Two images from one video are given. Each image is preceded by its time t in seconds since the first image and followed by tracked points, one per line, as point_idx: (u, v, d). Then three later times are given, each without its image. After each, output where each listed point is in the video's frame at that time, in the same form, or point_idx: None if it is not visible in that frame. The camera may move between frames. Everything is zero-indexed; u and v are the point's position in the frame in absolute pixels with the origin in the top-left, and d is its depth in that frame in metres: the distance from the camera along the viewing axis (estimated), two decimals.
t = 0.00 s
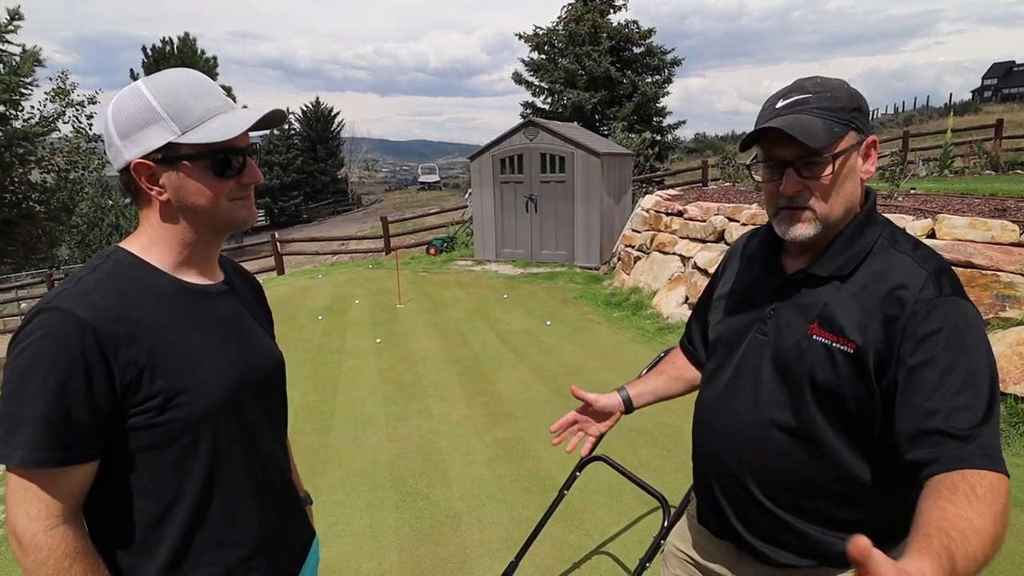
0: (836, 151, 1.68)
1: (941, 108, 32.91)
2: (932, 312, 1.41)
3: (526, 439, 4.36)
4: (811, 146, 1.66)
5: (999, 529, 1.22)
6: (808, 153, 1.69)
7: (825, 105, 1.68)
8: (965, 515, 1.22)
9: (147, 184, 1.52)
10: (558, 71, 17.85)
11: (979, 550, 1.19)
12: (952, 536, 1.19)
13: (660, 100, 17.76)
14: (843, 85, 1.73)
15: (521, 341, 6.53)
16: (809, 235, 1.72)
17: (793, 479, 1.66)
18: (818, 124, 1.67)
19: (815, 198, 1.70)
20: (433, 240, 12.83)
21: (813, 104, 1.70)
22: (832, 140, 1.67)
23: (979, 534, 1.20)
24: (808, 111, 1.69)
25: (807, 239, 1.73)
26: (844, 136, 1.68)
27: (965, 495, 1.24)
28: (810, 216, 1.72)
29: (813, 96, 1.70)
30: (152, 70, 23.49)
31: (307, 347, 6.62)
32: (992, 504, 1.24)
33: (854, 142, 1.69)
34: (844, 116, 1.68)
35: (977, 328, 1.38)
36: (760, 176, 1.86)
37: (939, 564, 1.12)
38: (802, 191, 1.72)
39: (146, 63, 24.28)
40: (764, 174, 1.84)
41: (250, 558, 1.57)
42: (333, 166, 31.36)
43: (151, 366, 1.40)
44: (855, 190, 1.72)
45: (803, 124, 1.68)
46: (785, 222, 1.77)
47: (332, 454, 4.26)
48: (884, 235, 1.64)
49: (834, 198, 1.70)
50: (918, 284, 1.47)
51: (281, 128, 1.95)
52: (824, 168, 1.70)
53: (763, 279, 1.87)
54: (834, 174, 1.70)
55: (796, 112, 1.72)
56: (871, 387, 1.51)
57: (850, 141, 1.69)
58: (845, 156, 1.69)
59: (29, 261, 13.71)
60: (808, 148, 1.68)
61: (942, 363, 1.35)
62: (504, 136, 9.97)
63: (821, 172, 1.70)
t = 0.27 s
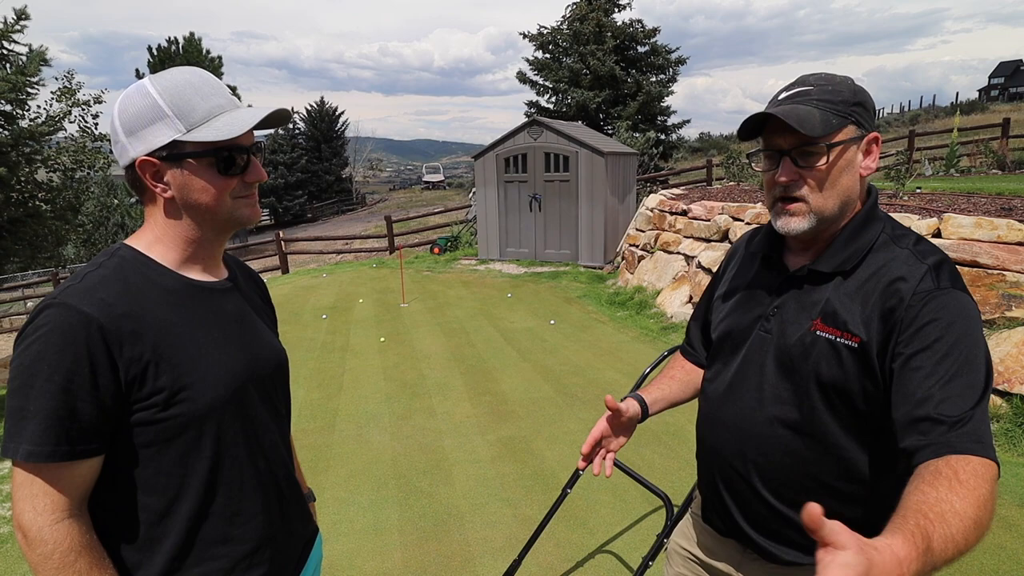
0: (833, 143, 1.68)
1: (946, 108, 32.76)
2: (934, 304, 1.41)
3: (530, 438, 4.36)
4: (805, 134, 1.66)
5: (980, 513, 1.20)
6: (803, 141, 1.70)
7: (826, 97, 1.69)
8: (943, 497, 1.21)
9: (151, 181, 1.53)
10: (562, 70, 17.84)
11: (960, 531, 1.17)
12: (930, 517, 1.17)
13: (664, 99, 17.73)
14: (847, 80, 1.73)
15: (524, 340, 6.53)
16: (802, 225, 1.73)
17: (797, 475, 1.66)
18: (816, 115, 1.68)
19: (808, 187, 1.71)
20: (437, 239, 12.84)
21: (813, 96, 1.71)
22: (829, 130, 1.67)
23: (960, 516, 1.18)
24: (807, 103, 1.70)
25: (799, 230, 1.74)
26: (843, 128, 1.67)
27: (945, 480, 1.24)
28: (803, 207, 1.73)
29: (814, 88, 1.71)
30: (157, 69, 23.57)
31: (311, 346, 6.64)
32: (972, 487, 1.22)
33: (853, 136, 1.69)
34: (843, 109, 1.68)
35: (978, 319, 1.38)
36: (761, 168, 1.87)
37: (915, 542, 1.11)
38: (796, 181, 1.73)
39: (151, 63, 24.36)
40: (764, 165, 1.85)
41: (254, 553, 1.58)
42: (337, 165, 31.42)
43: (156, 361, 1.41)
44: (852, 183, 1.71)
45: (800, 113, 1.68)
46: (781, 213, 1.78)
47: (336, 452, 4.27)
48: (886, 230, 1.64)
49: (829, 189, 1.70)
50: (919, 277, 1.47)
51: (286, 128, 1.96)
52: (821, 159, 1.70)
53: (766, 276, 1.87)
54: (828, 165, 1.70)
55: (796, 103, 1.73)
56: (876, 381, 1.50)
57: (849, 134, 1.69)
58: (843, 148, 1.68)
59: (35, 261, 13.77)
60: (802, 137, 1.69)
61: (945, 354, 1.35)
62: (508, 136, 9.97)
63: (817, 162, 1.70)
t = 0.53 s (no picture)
0: (819, 135, 1.66)
1: (948, 104, 32.64)
2: (931, 301, 1.39)
3: (530, 434, 4.36)
4: (787, 125, 1.65)
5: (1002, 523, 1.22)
6: (787, 133, 1.69)
7: (814, 90, 1.67)
8: (968, 513, 1.22)
9: (149, 174, 1.52)
10: (563, 67, 17.81)
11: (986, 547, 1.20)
12: (958, 540, 1.20)
13: (666, 96, 17.69)
14: (842, 74, 1.70)
15: (525, 337, 6.52)
16: (788, 216, 1.73)
17: (796, 470, 1.65)
18: (801, 106, 1.66)
19: (792, 178, 1.70)
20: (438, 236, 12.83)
21: (802, 88, 1.70)
22: (814, 122, 1.65)
23: (984, 531, 1.21)
24: (796, 95, 1.69)
25: (785, 221, 1.74)
26: (830, 121, 1.65)
27: (967, 493, 1.24)
28: (789, 198, 1.72)
29: (805, 81, 1.70)
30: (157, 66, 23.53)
31: (312, 342, 6.64)
32: (993, 499, 1.23)
33: (842, 128, 1.66)
34: (832, 101, 1.66)
35: (975, 316, 1.36)
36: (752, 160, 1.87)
37: None
38: (781, 171, 1.72)
39: (152, 60, 24.32)
40: (755, 156, 1.85)
41: (255, 547, 1.58)
42: (338, 162, 31.40)
43: (153, 356, 1.40)
44: (841, 176, 1.68)
45: (785, 105, 1.68)
46: (769, 203, 1.77)
47: (337, 449, 4.27)
48: (884, 224, 1.62)
49: (814, 179, 1.68)
50: (915, 273, 1.45)
51: (286, 122, 1.95)
52: (806, 150, 1.68)
53: (763, 270, 1.85)
54: (813, 157, 1.68)
55: (785, 94, 1.72)
56: (871, 377, 1.49)
57: (837, 126, 1.66)
58: (829, 141, 1.66)
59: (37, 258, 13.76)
60: (785, 128, 1.68)
61: (943, 352, 1.34)
62: (509, 132, 9.95)
63: (801, 154, 1.68)
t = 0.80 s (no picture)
0: (817, 139, 1.65)
1: (956, 100, 32.43)
2: (942, 300, 1.39)
3: (537, 435, 4.36)
4: (780, 131, 1.67)
5: (1001, 502, 1.20)
6: (784, 139, 1.69)
7: (811, 93, 1.67)
8: (965, 478, 1.21)
9: (160, 175, 1.54)
10: (568, 66, 17.82)
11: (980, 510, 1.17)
12: (951, 491, 1.18)
13: (671, 95, 17.65)
14: (844, 73, 1.69)
15: (532, 337, 6.53)
16: (790, 218, 1.73)
17: (802, 469, 1.65)
18: (797, 111, 1.67)
19: (791, 183, 1.71)
20: (444, 236, 12.85)
21: (799, 91, 1.70)
22: (811, 126, 1.65)
23: (981, 500, 1.19)
24: (793, 100, 1.70)
25: (786, 223, 1.75)
26: (828, 124, 1.65)
27: (968, 466, 1.24)
28: (790, 200, 1.73)
29: (803, 84, 1.70)
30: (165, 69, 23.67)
31: (319, 343, 6.66)
32: (994, 477, 1.22)
33: (842, 130, 1.65)
34: (829, 104, 1.65)
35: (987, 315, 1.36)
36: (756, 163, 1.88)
37: (936, 507, 1.12)
38: (781, 176, 1.73)
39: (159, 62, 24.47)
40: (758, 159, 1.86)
41: (263, 546, 1.59)
42: (344, 163, 31.50)
43: (165, 356, 1.41)
44: (844, 178, 1.67)
45: (781, 111, 1.69)
46: (773, 204, 1.78)
47: (345, 448, 4.29)
48: (894, 223, 1.61)
49: (814, 182, 1.68)
50: (927, 272, 1.45)
51: (293, 123, 1.96)
52: (804, 155, 1.68)
53: (772, 270, 1.85)
54: (811, 162, 1.68)
55: (782, 99, 1.74)
56: (882, 376, 1.49)
57: (836, 130, 1.65)
58: (829, 145, 1.66)
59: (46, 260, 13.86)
60: (781, 135, 1.69)
61: (954, 351, 1.34)
62: (514, 132, 9.96)
63: (800, 158, 1.69)
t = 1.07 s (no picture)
0: (825, 132, 1.64)
1: (962, 100, 32.27)
2: (942, 301, 1.38)
3: (541, 436, 4.36)
4: (790, 122, 1.65)
5: (940, 481, 1.25)
6: (793, 129, 1.68)
7: (823, 86, 1.66)
8: (911, 448, 1.29)
9: (162, 178, 1.54)
10: (572, 68, 17.82)
11: (904, 472, 1.27)
12: (882, 447, 1.30)
13: (675, 96, 17.63)
14: (857, 70, 1.68)
15: (536, 338, 6.53)
16: (793, 212, 1.73)
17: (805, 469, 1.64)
18: (807, 103, 1.66)
19: (798, 175, 1.70)
20: (448, 238, 12.86)
21: (812, 84, 1.69)
22: (820, 119, 1.64)
23: (913, 468, 1.27)
24: (805, 91, 1.68)
25: (791, 217, 1.74)
26: (838, 118, 1.63)
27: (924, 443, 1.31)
28: (795, 194, 1.72)
29: (816, 77, 1.69)
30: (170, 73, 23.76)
31: (324, 345, 6.67)
32: (942, 457, 1.27)
33: (851, 126, 1.64)
34: (840, 98, 1.64)
35: (987, 315, 1.35)
36: (763, 156, 1.87)
37: (843, 439, 1.28)
38: (788, 168, 1.72)
39: (164, 67, 24.57)
40: (766, 152, 1.85)
41: (267, 548, 1.59)
42: (348, 166, 31.57)
43: (166, 358, 1.41)
44: (849, 175, 1.66)
45: (793, 101, 1.68)
46: (778, 198, 1.78)
47: (349, 451, 4.30)
48: (897, 222, 1.60)
49: (820, 176, 1.67)
50: (926, 272, 1.44)
51: (295, 125, 1.96)
52: (811, 148, 1.67)
53: (775, 269, 1.84)
54: (820, 154, 1.66)
55: (795, 91, 1.72)
56: (883, 376, 1.48)
57: (846, 125, 1.64)
58: (837, 139, 1.64)
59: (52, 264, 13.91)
60: (790, 125, 1.68)
61: (953, 352, 1.33)
62: (518, 134, 9.96)
63: (806, 151, 1.67)
